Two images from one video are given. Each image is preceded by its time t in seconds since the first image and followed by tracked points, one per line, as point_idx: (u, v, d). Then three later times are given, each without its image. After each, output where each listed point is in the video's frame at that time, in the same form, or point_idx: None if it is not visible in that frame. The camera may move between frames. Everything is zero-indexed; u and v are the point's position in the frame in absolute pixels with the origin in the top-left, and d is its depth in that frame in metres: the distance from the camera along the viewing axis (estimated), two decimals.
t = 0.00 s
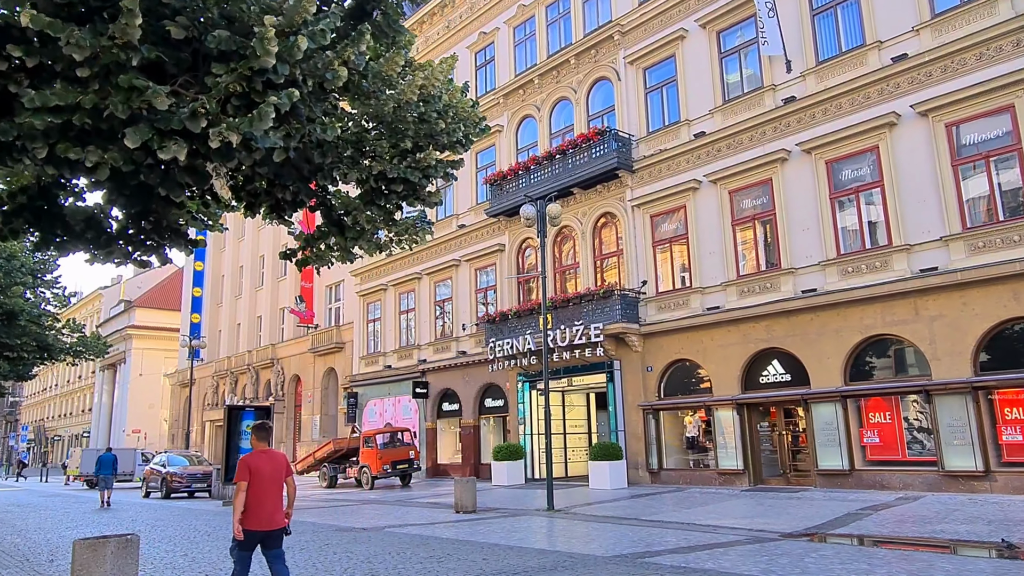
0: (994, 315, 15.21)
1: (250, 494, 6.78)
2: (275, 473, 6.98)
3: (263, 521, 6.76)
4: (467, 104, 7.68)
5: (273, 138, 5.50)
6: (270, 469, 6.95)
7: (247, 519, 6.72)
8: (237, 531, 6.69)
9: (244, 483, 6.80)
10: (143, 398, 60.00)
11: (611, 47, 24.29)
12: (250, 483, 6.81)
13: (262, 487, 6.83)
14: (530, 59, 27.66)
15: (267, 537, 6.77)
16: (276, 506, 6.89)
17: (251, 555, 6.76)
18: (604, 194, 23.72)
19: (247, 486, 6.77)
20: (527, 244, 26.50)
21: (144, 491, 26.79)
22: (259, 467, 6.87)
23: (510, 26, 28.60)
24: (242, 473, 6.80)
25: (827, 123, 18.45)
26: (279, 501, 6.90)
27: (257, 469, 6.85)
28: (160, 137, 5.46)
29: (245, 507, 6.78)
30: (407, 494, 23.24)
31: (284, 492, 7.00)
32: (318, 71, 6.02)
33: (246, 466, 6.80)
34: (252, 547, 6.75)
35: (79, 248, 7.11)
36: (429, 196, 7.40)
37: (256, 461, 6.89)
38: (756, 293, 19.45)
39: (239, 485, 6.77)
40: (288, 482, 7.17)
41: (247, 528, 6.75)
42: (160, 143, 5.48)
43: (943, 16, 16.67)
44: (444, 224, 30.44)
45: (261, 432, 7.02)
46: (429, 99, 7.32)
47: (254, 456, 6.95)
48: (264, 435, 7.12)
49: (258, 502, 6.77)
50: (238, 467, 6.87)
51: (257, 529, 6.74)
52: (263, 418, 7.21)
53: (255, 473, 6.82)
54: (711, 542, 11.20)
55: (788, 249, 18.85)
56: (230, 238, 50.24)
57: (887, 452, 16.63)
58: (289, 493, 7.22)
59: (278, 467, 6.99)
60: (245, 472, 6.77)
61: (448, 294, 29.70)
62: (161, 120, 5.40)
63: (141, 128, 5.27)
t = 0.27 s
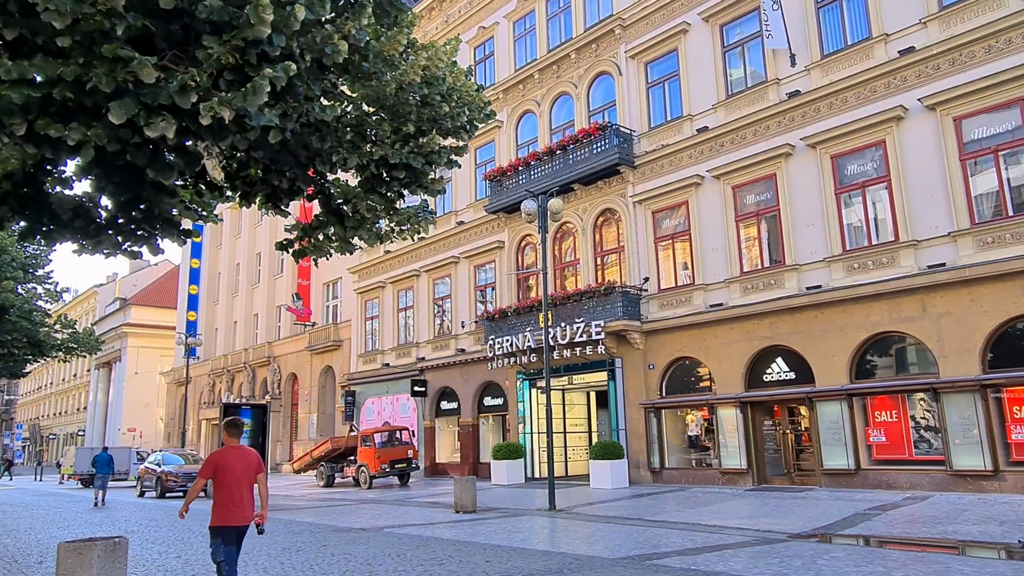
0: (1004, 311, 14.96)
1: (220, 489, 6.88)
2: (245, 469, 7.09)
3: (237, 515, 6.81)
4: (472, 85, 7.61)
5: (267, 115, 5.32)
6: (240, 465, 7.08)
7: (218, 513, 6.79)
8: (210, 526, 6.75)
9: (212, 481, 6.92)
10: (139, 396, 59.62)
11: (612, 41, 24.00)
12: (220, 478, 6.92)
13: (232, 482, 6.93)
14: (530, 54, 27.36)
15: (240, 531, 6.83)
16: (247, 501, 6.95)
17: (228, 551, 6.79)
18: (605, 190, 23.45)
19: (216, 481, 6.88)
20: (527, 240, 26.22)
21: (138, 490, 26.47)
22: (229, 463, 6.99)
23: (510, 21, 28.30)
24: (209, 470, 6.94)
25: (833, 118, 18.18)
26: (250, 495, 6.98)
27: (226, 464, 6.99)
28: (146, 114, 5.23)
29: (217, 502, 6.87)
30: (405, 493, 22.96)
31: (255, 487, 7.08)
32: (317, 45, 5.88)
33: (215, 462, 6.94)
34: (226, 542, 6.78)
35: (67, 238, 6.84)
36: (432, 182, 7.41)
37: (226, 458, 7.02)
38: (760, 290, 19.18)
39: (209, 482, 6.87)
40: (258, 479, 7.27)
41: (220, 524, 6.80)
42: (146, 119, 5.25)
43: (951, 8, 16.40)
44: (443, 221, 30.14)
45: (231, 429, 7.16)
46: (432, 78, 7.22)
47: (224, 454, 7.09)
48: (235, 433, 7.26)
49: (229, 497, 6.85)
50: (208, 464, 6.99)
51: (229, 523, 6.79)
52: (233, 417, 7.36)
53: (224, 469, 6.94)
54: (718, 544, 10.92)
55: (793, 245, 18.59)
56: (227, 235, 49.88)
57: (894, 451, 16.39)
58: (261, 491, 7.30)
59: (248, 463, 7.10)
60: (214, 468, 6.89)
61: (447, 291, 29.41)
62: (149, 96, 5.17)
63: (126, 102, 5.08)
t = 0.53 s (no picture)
0: (1010, 310, 14.72)
1: (185, 492, 6.73)
2: (212, 473, 6.96)
3: (199, 517, 6.66)
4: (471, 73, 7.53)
5: (252, 92, 5.13)
6: (207, 468, 6.94)
7: (181, 516, 6.63)
8: (168, 528, 6.57)
9: (176, 482, 6.80)
10: (133, 397, 59.15)
11: (611, 37, 23.74)
12: (186, 481, 6.78)
13: (198, 484, 6.79)
14: (528, 51, 27.08)
15: (201, 536, 6.67)
16: (211, 506, 6.80)
17: (182, 555, 6.60)
18: (604, 188, 23.17)
19: (180, 483, 6.74)
20: (526, 239, 25.96)
21: (131, 492, 26.12)
22: (195, 466, 6.86)
23: (508, 18, 28.01)
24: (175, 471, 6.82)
25: (836, 114, 17.93)
26: (215, 501, 6.84)
27: (193, 467, 6.85)
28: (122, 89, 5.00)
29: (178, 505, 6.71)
30: (402, 495, 22.65)
31: (221, 493, 6.94)
32: (309, 19, 5.69)
33: (182, 464, 6.81)
34: (184, 547, 6.60)
35: (49, 230, 6.68)
36: (431, 170, 7.24)
37: (193, 460, 6.89)
38: (761, 289, 18.93)
39: (173, 483, 6.73)
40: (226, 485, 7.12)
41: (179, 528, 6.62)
42: (123, 95, 4.99)
43: (957, 2, 16.16)
44: (440, 219, 29.84)
45: (201, 432, 7.06)
46: (430, 64, 7.10)
47: (191, 456, 6.96)
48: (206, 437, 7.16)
49: (193, 499, 6.70)
50: (174, 466, 6.86)
51: (189, 527, 6.62)
52: (206, 421, 7.27)
53: (191, 471, 6.81)
54: (723, 548, 10.64)
55: (796, 244, 18.35)
56: (222, 235, 49.54)
57: (898, 452, 16.14)
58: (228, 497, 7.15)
59: (216, 468, 6.97)
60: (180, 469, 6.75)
61: (444, 291, 29.11)
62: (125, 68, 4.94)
63: (102, 76, 4.84)
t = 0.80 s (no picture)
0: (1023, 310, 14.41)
1: (153, 496, 6.48)
2: (181, 474, 6.68)
3: (168, 523, 6.45)
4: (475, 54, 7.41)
5: (240, 63, 4.93)
6: (175, 470, 6.66)
7: (149, 521, 6.42)
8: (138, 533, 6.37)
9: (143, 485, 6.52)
10: (133, 397, 58.90)
11: (616, 34, 23.47)
12: (153, 484, 6.51)
13: (166, 488, 6.53)
14: (532, 48, 26.83)
15: (171, 540, 6.47)
16: (181, 508, 6.59)
17: (154, 559, 6.44)
18: (608, 186, 22.90)
19: (148, 487, 6.48)
20: (528, 238, 25.69)
21: (129, 493, 25.86)
22: (162, 468, 6.58)
23: (511, 15, 27.77)
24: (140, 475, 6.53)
25: (845, 111, 17.65)
26: (184, 502, 6.60)
27: (159, 470, 6.56)
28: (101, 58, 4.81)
29: (147, 509, 6.48)
30: (402, 496, 22.37)
31: (190, 493, 6.70)
32: None
33: (148, 468, 6.51)
34: (155, 552, 6.41)
35: (33, 218, 6.42)
36: (433, 157, 6.97)
37: (159, 462, 6.60)
38: (768, 289, 18.63)
39: (140, 487, 6.46)
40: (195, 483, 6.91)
41: (148, 532, 6.43)
42: (100, 62, 4.79)
43: None
44: (442, 218, 29.57)
45: (167, 431, 6.74)
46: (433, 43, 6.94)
47: (158, 457, 6.66)
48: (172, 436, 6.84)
49: (161, 504, 6.47)
50: (140, 468, 6.57)
51: (160, 532, 6.43)
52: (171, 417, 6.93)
53: (158, 474, 6.53)
54: (732, 552, 10.35)
55: (803, 242, 18.06)
56: (223, 235, 49.32)
57: (908, 455, 15.84)
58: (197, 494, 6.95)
59: (184, 468, 6.69)
60: (146, 473, 6.47)
61: (445, 291, 28.83)
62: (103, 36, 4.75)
63: (76, 41, 4.65)
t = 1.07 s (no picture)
0: None
1: (130, 496, 6.63)
2: (158, 475, 6.85)
3: (147, 521, 6.60)
4: (490, 35, 7.15)
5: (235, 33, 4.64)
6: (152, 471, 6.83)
7: (128, 520, 6.57)
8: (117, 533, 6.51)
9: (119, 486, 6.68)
10: (141, 398, 58.83)
11: (626, 29, 23.15)
12: (130, 485, 6.67)
13: (143, 488, 6.70)
14: (540, 45, 26.54)
15: (150, 538, 6.62)
16: (158, 507, 6.74)
17: (134, 557, 6.57)
18: (619, 183, 22.57)
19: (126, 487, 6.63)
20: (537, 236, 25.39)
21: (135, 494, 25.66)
22: (140, 468, 6.74)
23: (519, 12, 27.49)
24: (117, 476, 6.71)
25: (861, 105, 17.27)
26: (162, 502, 6.76)
27: (137, 470, 6.72)
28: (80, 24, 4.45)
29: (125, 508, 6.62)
30: (410, 498, 22.09)
31: (167, 493, 6.86)
32: None
33: (125, 468, 6.67)
34: (134, 550, 6.56)
35: (26, 210, 6.17)
36: (444, 144, 6.72)
37: (137, 463, 6.76)
38: (782, 287, 18.25)
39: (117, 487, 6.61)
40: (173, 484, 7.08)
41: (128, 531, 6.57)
42: (81, 30, 4.41)
43: None
44: (450, 217, 29.27)
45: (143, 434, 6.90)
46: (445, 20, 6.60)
47: (135, 458, 6.83)
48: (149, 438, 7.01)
49: (139, 504, 6.62)
50: (116, 469, 6.72)
51: (139, 531, 6.57)
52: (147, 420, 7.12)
53: (135, 474, 6.69)
54: (751, 558, 10.02)
55: (819, 239, 17.68)
56: (230, 234, 49.19)
57: (927, 456, 15.46)
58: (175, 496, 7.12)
59: (160, 469, 6.85)
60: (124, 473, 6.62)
61: (453, 290, 28.54)
62: None
63: (54, 5, 4.29)
